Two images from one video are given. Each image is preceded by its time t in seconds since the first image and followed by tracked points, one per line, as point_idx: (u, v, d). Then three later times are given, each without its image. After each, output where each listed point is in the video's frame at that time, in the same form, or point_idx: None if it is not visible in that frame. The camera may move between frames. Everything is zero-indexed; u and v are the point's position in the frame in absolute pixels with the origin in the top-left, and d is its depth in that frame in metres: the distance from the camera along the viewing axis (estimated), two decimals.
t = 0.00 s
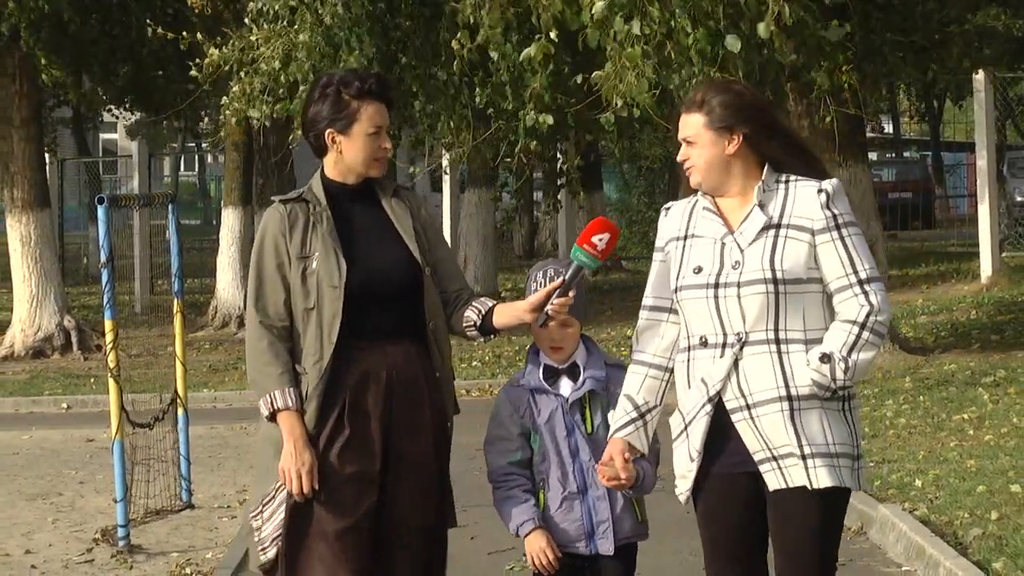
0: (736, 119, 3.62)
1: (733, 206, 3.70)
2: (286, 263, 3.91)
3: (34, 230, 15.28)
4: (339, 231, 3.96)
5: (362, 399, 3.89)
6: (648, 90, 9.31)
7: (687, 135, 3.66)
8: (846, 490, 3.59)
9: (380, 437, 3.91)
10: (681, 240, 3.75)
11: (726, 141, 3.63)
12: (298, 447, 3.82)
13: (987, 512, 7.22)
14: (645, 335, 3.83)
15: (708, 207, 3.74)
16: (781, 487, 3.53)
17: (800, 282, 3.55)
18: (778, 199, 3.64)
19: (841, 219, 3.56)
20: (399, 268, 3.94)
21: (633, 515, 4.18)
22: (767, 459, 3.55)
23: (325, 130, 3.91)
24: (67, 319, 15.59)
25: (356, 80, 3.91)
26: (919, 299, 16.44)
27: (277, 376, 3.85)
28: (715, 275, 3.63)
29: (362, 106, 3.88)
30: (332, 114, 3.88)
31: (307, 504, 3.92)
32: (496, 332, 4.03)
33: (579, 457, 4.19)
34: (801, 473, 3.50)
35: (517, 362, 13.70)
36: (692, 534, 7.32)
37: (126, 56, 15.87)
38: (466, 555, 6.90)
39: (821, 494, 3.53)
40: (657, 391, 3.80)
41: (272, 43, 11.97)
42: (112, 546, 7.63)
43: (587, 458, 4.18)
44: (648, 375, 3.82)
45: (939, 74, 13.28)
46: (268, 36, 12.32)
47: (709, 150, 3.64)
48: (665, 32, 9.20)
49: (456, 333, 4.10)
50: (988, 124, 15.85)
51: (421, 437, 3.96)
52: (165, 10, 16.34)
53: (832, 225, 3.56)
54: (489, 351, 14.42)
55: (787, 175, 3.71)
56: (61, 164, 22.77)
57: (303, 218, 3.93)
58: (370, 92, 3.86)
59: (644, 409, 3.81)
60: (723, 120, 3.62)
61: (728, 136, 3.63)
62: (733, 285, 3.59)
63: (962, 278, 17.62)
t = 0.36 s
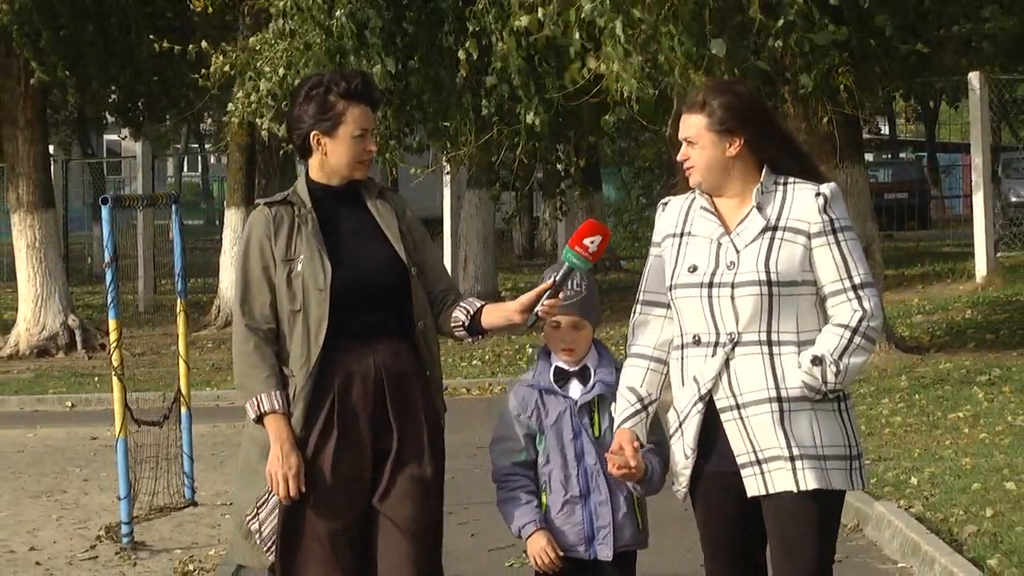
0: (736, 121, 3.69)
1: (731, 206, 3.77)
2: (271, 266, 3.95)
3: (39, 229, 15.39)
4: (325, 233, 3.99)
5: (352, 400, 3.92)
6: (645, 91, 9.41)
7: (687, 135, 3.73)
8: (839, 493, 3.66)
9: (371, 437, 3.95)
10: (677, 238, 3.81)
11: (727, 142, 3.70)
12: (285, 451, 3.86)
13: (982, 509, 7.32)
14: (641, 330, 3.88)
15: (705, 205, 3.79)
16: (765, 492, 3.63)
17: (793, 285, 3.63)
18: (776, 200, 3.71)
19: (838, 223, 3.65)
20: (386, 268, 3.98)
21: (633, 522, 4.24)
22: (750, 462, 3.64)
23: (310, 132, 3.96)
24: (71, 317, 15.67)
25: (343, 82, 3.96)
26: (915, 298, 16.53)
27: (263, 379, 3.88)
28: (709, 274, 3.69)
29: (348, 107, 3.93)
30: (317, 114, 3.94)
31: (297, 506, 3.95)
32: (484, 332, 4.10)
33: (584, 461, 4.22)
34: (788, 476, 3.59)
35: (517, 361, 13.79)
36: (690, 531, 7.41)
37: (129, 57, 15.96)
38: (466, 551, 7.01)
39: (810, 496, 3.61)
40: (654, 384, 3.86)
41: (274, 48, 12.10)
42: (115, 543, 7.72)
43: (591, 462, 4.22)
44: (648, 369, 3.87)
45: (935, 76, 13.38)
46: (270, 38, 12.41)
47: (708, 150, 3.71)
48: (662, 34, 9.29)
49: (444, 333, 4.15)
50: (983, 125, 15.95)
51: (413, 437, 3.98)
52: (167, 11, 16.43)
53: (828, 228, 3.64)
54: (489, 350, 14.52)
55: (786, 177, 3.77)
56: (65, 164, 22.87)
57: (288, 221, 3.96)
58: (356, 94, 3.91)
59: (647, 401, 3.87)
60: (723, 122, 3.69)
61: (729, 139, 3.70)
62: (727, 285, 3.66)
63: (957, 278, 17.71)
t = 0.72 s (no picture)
0: (766, 126, 3.78)
1: (756, 207, 3.88)
2: (273, 268, 4.01)
3: (47, 230, 15.55)
4: (324, 235, 4.05)
5: (356, 399, 4.01)
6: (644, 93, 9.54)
7: (716, 135, 3.83)
8: (838, 502, 3.80)
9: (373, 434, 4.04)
10: (701, 234, 3.94)
11: (756, 145, 3.80)
12: (293, 451, 3.93)
13: (975, 505, 7.46)
14: (662, 322, 4.00)
15: (731, 206, 3.91)
16: (762, 496, 3.79)
17: (802, 294, 3.73)
18: (798, 207, 3.81)
19: (854, 235, 3.74)
20: (387, 268, 4.04)
21: (639, 519, 4.24)
22: (750, 466, 3.80)
23: (309, 134, 4.03)
24: (79, 317, 15.82)
25: (338, 84, 4.03)
26: (910, 297, 16.68)
27: (270, 381, 3.95)
28: (723, 276, 3.82)
29: (344, 110, 4.00)
30: (315, 118, 4.01)
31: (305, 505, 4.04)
32: (489, 328, 4.17)
33: (595, 455, 4.23)
34: (782, 484, 3.75)
35: (519, 359, 13.94)
36: (687, 527, 7.56)
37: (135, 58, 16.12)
38: (468, 547, 7.16)
39: (803, 505, 3.76)
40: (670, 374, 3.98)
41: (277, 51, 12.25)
42: (122, 539, 7.88)
43: (602, 456, 4.22)
44: (667, 358, 4.00)
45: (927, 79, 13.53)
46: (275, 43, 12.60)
47: (737, 152, 3.80)
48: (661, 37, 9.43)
49: (447, 328, 4.21)
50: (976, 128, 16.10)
51: (414, 435, 4.07)
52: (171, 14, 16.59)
53: (844, 240, 3.73)
54: (491, 348, 14.68)
55: (811, 182, 3.88)
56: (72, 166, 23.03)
57: (288, 223, 4.02)
58: (353, 97, 3.98)
59: (664, 389, 3.99)
60: (752, 126, 3.78)
61: (757, 143, 3.79)
62: (738, 289, 3.78)
63: (953, 277, 17.86)
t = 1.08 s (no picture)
0: (796, 121, 3.73)
1: (787, 202, 3.85)
2: (278, 270, 4.08)
3: (50, 229, 15.64)
4: (330, 238, 4.12)
5: (359, 403, 4.07)
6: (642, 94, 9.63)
7: (746, 130, 3.80)
8: (847, 505, 3.77)
9: (376, 439, 4.10)
10: (733, 225, 3.94)
11: (785, 141, 3.76)
12: (297, 455, 3.99)
13: (970, 502, 7.55)
14: (694, 314, 4.02)
15: (763, 200, 3.89)
16: (767, 495, 3.80)
17: (821, 293, 3.71)
18: (825, 204, 3.77)
19: (878, 236, 3.69)
20: (393, 271, 4.10)
21: (638, 523, 4.25)
22: (758, 463, 3.80)
23: (317, 136, 4.09)
24: (82, 314, 15.93)
25: (346, 85, 4.09)
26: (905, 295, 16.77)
27: (274, 384, 4.02)
28: (746, 270, 3.83)
29: (352, 112, 4.06)
30: (322, 120, 4.07)
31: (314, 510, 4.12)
32: (497, 330, 4.21)
33: (594, 461, 4.23)
34: (787, 484, 3.75)
35: (518, 357, 14.03)
36: (684, 523, 7.65)
37: (138, 59, 16.21)
38: (469, 543, 7.25)
39: (811, 506, 3.75)
40: (700, 364, 4.00)
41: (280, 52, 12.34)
42: (125, 535, 7.96)
43: (602, 462, 4.22)
44: (698, 349, 4.02)
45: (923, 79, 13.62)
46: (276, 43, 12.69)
47: (766, 148, 3.78)
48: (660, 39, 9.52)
49: (458, 331, 4.26)
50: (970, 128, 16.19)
51: (417, 439, 4.12)
52: (173, 14, 16.68)
53: (867, 241, 3.69)
54: (490, 346, 14.77)
55: (844, 179, 3.83)
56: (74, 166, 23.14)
57: (294, 225, 4.09)
58: (360, 99, 4.05)
59: (692, 379, 4.01)
60: (782, 121, 3.74)
61: (786, 137, 3.76)
62: (758, 285, 3.78)
63: (949, 276, 17.95)
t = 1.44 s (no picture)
0: (798, 116, 3.80)
1: (797, 199, 3.90)
2: (285, 261, 4.08)
3: (54, 227, 15.73)
4: (339, 231, 4.12)
5: (363, 397, 4.07)
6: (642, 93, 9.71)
7: (747, 128, 3.88)
8: (861, 498, 3.81)
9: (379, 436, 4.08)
10: (743, 225, 4.01)
11: (787, 135, 3.82)
12: (304, 444, 3.99)
13: (966, 497, 7.64)
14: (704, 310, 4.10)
15: (773, 200, 3.95)
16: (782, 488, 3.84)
17: (832, 287, 3.75)
18: (834, 199, 3.81)
19: (887, 228, 3.72)
20: (400, 266, 4.11)
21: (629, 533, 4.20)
22: (772, 457, 3.84)
23: (326, 129, 4.09)
24: (86, 312, 16.03)
25: (357, 79, 4.09)
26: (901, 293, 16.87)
27: (281, 374, 4.03)
28: (756, 266, 3.89)
29: (363, 104, 4.06)
30: (333, 113, 4.07)
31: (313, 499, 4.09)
32: (506, 322, 4.14)
33: (584, 475, 4.12)
34: (802, 477, 3.79)
35: (517, 353, 14.12)
36: (682, 517, 7.74)
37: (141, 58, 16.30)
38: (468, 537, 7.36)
39: (824, 499, 3.80)
40: (703, 359, 4.09)
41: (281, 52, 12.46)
42: (129, 530, 8.05)
43: (592, 476, 4.12)
44: (704, 346, 4.10)
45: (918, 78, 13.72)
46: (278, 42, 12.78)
47: (770, 144, 3.84)
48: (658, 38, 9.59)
49: (467, 327, 4.22)
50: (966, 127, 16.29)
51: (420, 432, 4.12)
52: (175, 13, 16.76)
53: (876, 234, 3.72)
54: (490, 342, 14.86)
55: (853, 174, 3.87)
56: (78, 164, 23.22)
57: (302, 216, 4.10)
58: (370, 91, 4.04)
59: (694, 373, 4.10)
60: (784, 117, 3.81)
61: (788, 130, 3.82)
62: (768, 280, 3.84)
63: (945, 273, 18.04)
